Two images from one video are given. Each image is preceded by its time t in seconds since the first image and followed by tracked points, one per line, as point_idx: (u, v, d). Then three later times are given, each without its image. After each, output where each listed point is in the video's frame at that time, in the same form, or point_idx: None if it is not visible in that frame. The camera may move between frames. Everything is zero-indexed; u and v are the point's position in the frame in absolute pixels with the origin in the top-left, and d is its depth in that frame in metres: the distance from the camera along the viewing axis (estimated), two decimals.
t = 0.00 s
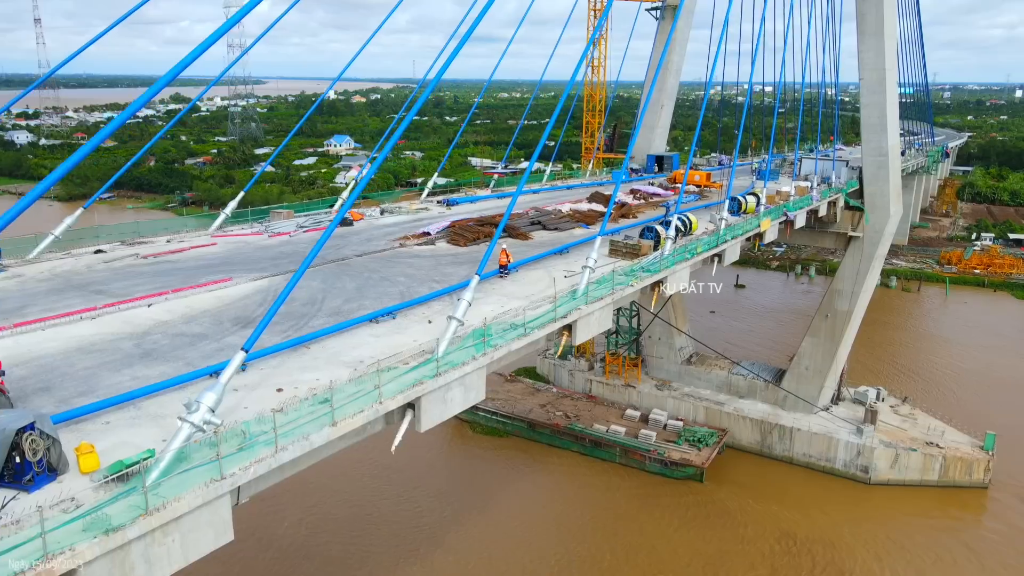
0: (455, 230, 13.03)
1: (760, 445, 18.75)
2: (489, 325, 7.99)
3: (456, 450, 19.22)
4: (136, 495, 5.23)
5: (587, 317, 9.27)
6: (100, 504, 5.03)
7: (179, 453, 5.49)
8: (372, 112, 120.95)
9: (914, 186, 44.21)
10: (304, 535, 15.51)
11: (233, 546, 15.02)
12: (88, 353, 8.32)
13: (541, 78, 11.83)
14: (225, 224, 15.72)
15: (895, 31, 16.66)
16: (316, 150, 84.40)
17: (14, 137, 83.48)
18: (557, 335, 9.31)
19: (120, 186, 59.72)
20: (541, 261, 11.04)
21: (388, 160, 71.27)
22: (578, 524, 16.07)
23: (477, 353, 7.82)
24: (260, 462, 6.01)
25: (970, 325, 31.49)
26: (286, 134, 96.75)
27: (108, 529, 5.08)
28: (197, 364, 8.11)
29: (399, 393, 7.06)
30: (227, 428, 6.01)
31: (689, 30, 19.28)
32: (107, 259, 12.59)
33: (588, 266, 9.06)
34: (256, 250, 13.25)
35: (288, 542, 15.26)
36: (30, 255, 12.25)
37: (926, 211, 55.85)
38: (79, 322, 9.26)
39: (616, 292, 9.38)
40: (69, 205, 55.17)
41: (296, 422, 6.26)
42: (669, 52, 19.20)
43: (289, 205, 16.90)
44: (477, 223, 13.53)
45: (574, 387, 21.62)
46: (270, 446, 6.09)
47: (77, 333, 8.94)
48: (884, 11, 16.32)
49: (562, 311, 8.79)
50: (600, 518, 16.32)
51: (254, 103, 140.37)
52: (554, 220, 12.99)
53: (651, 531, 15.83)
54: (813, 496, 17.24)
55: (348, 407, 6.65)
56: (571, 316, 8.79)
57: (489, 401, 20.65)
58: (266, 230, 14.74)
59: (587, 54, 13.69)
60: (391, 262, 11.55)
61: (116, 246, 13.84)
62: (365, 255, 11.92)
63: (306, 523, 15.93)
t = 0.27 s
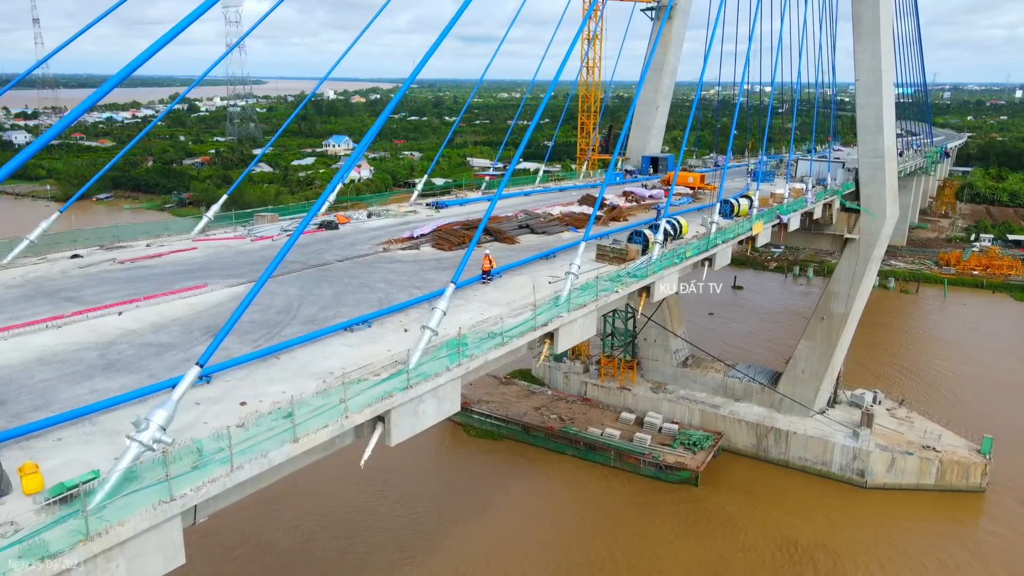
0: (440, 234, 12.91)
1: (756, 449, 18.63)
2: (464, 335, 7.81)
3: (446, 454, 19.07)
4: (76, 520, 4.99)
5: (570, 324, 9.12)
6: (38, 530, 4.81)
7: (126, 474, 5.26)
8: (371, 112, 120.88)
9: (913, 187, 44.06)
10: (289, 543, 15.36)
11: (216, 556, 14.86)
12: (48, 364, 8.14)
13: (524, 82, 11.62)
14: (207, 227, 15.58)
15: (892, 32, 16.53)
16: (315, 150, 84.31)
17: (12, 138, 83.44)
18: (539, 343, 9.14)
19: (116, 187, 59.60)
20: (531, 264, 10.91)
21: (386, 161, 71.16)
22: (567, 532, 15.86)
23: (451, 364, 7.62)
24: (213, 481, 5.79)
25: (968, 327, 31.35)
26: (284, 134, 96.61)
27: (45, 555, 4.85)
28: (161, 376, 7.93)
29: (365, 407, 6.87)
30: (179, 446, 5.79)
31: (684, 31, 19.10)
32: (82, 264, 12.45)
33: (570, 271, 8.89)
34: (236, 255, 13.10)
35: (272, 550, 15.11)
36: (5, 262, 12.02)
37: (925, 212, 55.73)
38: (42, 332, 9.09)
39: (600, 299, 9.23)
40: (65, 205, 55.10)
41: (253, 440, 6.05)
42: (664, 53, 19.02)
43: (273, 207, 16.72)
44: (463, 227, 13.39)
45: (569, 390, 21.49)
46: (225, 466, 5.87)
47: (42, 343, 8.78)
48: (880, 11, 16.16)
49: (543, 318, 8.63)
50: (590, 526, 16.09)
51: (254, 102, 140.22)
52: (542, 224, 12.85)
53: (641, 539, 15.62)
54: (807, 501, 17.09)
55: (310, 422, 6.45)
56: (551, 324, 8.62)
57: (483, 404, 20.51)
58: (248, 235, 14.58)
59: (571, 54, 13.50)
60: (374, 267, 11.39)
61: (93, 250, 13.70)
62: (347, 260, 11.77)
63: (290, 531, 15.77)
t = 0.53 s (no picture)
0: (424, 239, 12.80)
1: (751, 452, 18.49)
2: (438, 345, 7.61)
3: (436, 457, 18.98)
4: (9, 544, 4.73)
5: (552, 331, 8.93)
6: None
7: (68, 495, 5.02)
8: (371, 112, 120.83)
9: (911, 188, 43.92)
10: (274, 551, 15.19)
11: (197, 564, 14.69)
12: (8, 375, 7.97)
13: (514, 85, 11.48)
14: (188, 231, 15.46)
15: (888, 32, 16.43)
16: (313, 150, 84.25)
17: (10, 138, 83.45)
18: (519, 351, 8.95)
19: (114, 187, 59.51)
20: (520, 268, 10.81)
21: (384, 161, 71.07)
22: (556, 541, 15.65)
23: (422, 375, 7.40)
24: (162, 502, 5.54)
25: (967, 328, 31.19)
26: (283, 134, 96.54)
27: None
28: (122, 388, 7.75)
29: (329, 421, 6.62)
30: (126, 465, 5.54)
31: (678, 31, 18.95)
32: (56, 269, 12.32)
33: (552, 277, 8.73)
34: (215, 261, 12.95)
35: (256, 558, 14.95)
36: None
37: (924, 212, 55.58)
38: (5, 341, 8.93)
39: (582, 305, 9.05)
40: (62, 206, 55.05)
41: (207, 458, 5.80)
42: (659, 52, 18.85)
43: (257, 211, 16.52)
44: (448, 230, 13.28)
45: (564, 393, 21.36)
46: (175, 485, 5.62)
47: (4, 353, 8.62)
48: (876, 11, 16.06)
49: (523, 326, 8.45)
50: (580, 535, 15.86)
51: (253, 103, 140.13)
52: (530, 227, 12.73)
53: (631, 547, 15.41)
54: (802, 506, 16.95)
55: (269, 438, 6.21)
56: (531, 332, 8.42)
57: (478, 406, 20.39)
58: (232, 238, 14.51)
59: (554, 54, 13.41)
60: (355, 273, 11.24)
61: (71, 255, 13.58)
62: (327, 265, 11.64)
63: (274, 538, 15.60)
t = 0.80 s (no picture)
0: (407, 242, 12.73)
1: (746, 455, 18.37)
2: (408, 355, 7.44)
3: (428, 461, 18.86)
4: None
5: (531, 338, 8.80)
6: None
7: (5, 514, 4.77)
8: (370, 112, 120.77)
9: (909, 188, 43.80)
10: (259, 558, 15.02)
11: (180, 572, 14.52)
12: None
13: (495, 89, 11.46)
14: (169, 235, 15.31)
15: (883, 33, 16.31)
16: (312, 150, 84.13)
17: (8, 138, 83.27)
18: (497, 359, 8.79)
19: (110, 187, 59.34)
20: (509, 272, 10.71)
21: (382, 162, 70.95)
22: (545, 550, 15.44)
23: (390, 387, 7.23)
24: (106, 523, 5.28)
25: (964, 330, 31.08)
26: (282, 134, 96.44)
27: None
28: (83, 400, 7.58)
29: (288, 436, 6.41)
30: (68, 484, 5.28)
31: (673, 31, 18.82)
32: (29, 275, 12.17)
33: (531, 284, 8.60)
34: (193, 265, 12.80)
35: (241, 565, 14.79)
36: None
37: (922, 213, 55.47)
38: None
39: (562, 312, 8.93)
40: (59, 206, 54.93)
41: (156, 476, 5.56)
42: (653, 53, 18.71)
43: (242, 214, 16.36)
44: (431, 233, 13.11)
45: (558, 395, 21.26)
46: (120, 505, 5.35)
47: None
48: (871, 11, 15.95)
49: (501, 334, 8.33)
50: (571, 545, 15.63)
51: (253, 103, 140.05)
52: (516, 230, 12.62)
53: (620, 556, 15.18)
54: (797, 511, 16.80)
55: (224, 455, 5.98)
56: (506, 341, 8.28)
57: (472, 409, 20.27)
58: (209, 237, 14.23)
59: (534, 54, 13.22)
60: (335, 278, 11.09)
61: (46, 259, 13.43)
62: (306, 270, 11.48)
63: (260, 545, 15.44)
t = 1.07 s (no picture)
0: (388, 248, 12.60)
1: (741, 459, 18.27)
2: (375, 366, 7.28)
3: (420, 464, 18.78)
4: None
5: (508, 347, 8.65)
6: None
7: None
8: (369, 112, 120.76)
9: (908, 189, 43.64)
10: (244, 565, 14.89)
11: None
12: None
13: (478, 95, 11.19)
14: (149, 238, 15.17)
15: (878, 34, 16.20)
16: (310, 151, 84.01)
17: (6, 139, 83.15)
18: (474, 367, 8.63)
19: (108, 188, 59.19)
20: (496, 275, 10.60)
21: (380, 162, 70.89)
22: (538, 557, 15.28)
23: (357, 400, 7.06)
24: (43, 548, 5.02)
25: (962, 331, 30.94)
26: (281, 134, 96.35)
27: None
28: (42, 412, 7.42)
29: (245, 452, 6.20)
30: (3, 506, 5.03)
31: (667, 32, 18.70)
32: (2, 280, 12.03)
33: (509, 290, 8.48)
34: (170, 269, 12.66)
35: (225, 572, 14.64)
36: None
37: (921, 214, 55.35)
38: None
39: (541, 319, 8.78)
40: (56, 207, 54.86)
41: (100, 496, 5.32)
42: (648, 53, 18.59)
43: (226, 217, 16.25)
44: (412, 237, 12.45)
45: (553, 398, 21.15)
46: (60, 528, 5.10)
47: None
48: (866, 12, 15.84)
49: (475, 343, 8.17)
50: (559, 554, 15.39)
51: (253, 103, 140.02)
52: (502, 234, 12.53)
53: (608, 565, 14.95)
54: (791, 516, 16.66)
55: (175, 473, 5.75)
56: (480, 351, 8.12)
57: (465, 411, 20.15)
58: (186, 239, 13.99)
59: (512, 54, 13.06)
60: (317, 283, 10.99)
61: (23, 263, 13.29)
62: (284, 275, 11.35)
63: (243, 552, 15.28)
